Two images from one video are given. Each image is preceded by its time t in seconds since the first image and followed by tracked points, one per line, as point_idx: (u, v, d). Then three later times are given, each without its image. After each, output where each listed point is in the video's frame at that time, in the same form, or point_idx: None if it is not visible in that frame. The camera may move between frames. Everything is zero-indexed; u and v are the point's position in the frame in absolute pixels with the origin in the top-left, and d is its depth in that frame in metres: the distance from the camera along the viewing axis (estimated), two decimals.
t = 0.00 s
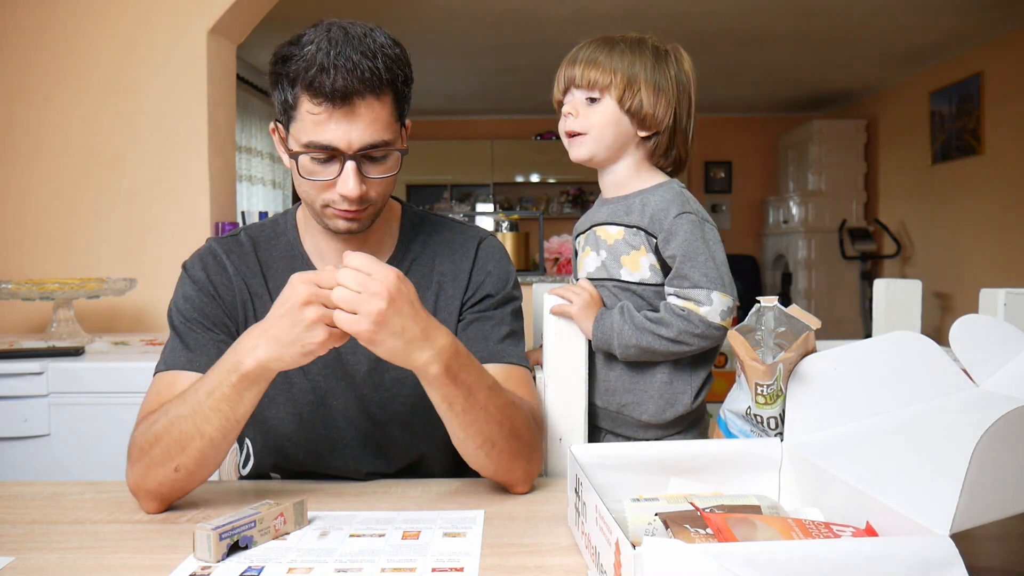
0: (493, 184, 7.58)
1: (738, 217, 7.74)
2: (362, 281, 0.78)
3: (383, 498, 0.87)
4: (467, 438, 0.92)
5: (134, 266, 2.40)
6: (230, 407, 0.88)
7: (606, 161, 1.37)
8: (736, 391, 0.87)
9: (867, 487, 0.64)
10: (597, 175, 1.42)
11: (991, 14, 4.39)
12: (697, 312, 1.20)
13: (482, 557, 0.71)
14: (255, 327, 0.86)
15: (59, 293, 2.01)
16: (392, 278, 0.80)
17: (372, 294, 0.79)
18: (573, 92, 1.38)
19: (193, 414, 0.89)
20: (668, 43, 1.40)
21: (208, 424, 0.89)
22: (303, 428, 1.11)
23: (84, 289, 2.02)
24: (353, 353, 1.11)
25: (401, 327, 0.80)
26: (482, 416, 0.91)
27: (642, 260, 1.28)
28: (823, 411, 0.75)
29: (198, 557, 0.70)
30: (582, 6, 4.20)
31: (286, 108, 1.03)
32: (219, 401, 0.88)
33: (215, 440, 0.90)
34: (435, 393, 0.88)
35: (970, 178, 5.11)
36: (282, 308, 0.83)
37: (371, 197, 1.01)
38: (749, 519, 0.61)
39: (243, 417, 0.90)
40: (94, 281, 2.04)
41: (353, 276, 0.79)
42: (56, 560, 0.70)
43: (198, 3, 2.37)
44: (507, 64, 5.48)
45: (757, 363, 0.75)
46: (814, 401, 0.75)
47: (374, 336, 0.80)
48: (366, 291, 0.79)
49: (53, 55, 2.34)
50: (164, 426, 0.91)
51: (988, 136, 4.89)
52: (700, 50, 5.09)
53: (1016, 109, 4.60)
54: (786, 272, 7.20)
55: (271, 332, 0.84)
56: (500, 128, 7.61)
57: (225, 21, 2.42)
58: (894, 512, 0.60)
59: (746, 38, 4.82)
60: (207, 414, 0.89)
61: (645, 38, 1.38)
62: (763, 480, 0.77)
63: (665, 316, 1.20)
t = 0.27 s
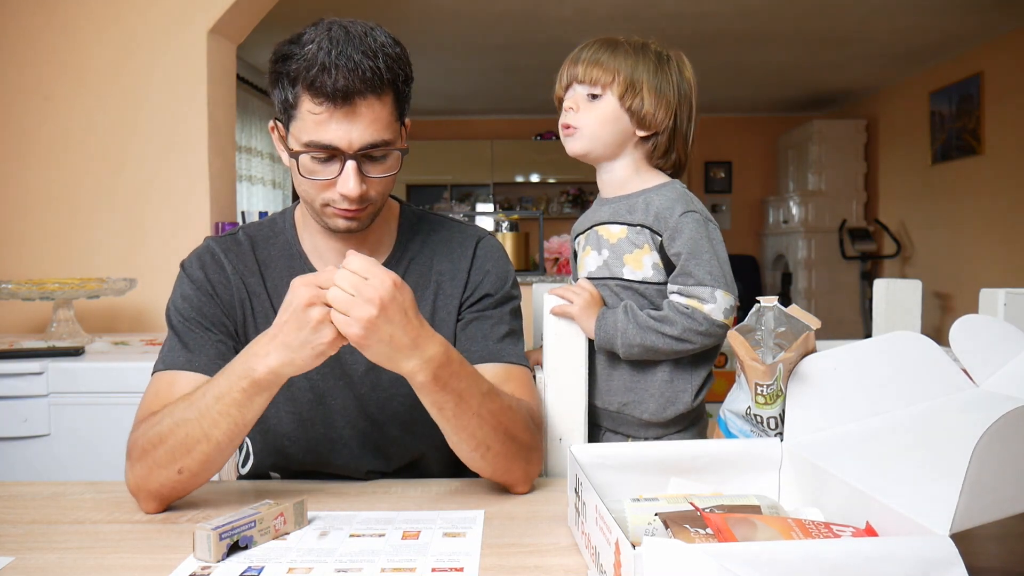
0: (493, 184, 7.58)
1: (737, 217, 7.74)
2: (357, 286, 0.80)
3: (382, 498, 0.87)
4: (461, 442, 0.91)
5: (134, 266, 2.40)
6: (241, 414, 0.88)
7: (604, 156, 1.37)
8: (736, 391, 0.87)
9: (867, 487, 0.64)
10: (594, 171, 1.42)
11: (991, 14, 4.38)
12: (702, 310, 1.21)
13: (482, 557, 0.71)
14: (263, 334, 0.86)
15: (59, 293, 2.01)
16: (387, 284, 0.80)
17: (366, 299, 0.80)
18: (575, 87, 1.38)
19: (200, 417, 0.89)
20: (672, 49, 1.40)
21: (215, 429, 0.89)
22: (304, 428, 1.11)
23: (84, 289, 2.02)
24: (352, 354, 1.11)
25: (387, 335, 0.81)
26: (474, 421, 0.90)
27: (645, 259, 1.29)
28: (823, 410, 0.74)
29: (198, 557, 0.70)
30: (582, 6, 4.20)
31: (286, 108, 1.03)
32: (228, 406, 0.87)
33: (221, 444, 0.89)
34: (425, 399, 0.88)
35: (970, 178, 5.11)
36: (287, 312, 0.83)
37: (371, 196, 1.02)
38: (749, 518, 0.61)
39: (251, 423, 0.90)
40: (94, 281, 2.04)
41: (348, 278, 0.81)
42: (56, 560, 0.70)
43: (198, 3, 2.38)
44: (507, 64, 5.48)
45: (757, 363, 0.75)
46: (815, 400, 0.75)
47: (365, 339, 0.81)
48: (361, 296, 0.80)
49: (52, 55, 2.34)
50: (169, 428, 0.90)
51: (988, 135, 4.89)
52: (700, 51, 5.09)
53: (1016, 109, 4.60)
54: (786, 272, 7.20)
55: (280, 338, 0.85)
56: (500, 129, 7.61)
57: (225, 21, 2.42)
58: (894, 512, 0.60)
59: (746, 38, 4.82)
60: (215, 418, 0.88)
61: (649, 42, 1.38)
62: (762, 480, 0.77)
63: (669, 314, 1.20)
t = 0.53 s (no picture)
0: (493, 184, 7.58)
1: (737, 217, 7.75)
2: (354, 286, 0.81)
3: (382, 499, 0.87)
4: (460, 443, 0.91)
5: (134, 266, 2.40)
6: (248, 417, 0.88)
7: (605, 159, 1.37)
8: (736, 391, 0.86)
9: (867, 486, 0.64)
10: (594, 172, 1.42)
11: (991, 14, 4.39)
12: (703, 311, 1.20)
13: (482, 556, 0.71)
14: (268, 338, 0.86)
15: (59, 293, 2.01)
16: (385, 287, 0.80)
17: (362, 301, 0.80)
18: (584, 88, 1.38)
19: (206, 419, 0.88)
20: (680, 55, 1.40)
21: (222, 431, 0.88)
22: (305, 428, 1.11)
23: (84, 289, 2.02)
24: (353, 355, 1.11)
25: (383, 339, 0.81)
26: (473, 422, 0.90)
27: (638, 262, 1.29)
28: (823, 409, 0.74)
29: (199, 557, 0.70)
30: (582, 6, 4.20)
31: (287, 107, 1.03)
32: (237, 408, 0.87)
33: (227, 446, 0.89)
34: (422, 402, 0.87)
35: (970, 178, 5.11)
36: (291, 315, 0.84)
37: (372, 196, 1.02)
38: (749, 518, 0.61)
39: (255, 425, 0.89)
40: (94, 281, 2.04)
41: (348, 280, 0.81)
42: (57, 559, 0.70)
43: (198, 3, 2.38)
44: (506, 64, 5.48)
45: (757, 363, 0.75)
46: (815, 401, 0.75)
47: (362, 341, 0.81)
48: (357, 297, 0.80)
49: (52, 55, 2.34)
50: (173, 428, 0.90)
51: (988, 135, 4.89)
52: (700, 51, 5.09)
53: (1016, 108, 4.60)
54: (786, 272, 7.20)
55: (288, 342, 0.85)
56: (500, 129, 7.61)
57: (225, 21, 2.42)
58: (894, 511, 0.60)
59: (745, 38, 4.82)
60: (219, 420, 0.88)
61: (659, 48, 1.38)
62: (762, 480, 0.77)
63: (670, 314, 1.21)
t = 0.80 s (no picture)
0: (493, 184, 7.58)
1: (737, 217, 7.75)
2: (365, 285, 0.78)
3: (382, 498, 0.87)
4: (474, 439, 0.91)
5: (134, 266, 2.40)
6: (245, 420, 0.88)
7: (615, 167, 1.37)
8: (735, 391, 0.86)
9: (867, 486, 0.64)
10: (602, 179, 1.43)
11: (991, 14, 4.38)
12: (702, 306, 1.20)
13: (482, 557, 0.71)
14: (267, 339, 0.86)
15: (59, 293, 2.01)
16: (397, 281, 0.78)
17: (378, 298, 0.78)
18: (590, 96, 1.38)
19: (206, 420, 0.88)
20: (686, 50, 1.40)
21: (222, 432, 0.88)
22: (307, 428, 1.10)
23: (84, 289, 2.02)
24: (355, 354, 1.11)
25: (410, 331, 0.80)
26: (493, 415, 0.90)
27: (637, 259, 1.28)
28: (824, 409, 0.74)
29: (198, 557, 0.70)
30: (582, 6, 4.20)
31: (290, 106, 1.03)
32: (235, 411, 0.87)
33: (223, 447, 0.89)
34: (447, 395, 0.87)
35: (970, 178, 5.11)
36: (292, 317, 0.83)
37: (375, 195, 1.01)
38: (749, 518, 0.61)
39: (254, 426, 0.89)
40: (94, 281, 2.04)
41: (359, 282, 0.79)
42: (57, 559, 0.70)
43: (198, 3, 2.38)
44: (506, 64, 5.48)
45: (757, 363, 0.75)
46: (816, 400, 0.75)
47: (386, 340, 0.80)
48: (372, 297, 0.78)
49: (52, 55, 2.34)
50: (171, 428, 0.90)
51: (988, 135, 4.89)
52: (700, 51, 5.09)
53: (1016, 108, 4.60)
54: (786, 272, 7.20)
55: (288, 345, 0.84)
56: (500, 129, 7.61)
57: (225, 20, 2.42)
58: (894, 511, 0.60)
59: (745, 38, 4.82)
60: (218, 420, 0.88)
61: (663, 44, 1.37)
62: (763, 480, 0.77)
63: (670, 310, 1.20)
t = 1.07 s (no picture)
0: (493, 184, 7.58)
1: (737, 217, 7.75)
2: (372, 284, 0.82)
3: (382, 498, 0.87)
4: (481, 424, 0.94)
5: (134, 266, 2.40)
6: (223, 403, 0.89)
7: (613, 166, 1.37)
8: (735, 391, 0.86)
9: (867, 487, 0.64)
10: (600, 178, 1.43)
11: (991, 14, 4.38)
12: (698, 302, 1.18)
13: (482, 557, 0.71)
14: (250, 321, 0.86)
15: (59, 293, 2.01)
16: (401, 272, 0.83)
17: (387, 291, 0.82)
18: (589, 95, 1.37)
19: (187, 409, 0.89)
20: (684, 51, 1.39)
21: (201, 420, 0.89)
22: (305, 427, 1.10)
23: (84, 289, 2.02)
24: (356, 351, 1.11)
25: (422, 316, 0.83)
26: (500, 404, 0.93)
27: (637, 257, 1.28)
28: (824, 409, 0.74)
29: (198, 557, 0.70)
30: (582, 6, 4.20)
31: (318, 92, 1.01)
32: (207, 395, 0.88)
33: (207, 433, 0.90)
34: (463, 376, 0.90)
35: (970, 178, 5.12)
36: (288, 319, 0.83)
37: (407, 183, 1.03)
38: (749, 519, 0.61)
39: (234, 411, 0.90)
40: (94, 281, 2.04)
41: (365, 283, 0.83)
42: (57, 559, 0.70)
43: (198, 3, 2.38)
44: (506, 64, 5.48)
45: (757, 363, 0.75)
46: (817, 401, 0.75)
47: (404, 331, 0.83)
48: (379, 292, 0.82)
49: (53, 55, 2.34)
50: (157, 422, 0.91)
51: (988, 135, 4.89)
52: (700, 51, 5.09)
53: (1016, 108, 4.60)
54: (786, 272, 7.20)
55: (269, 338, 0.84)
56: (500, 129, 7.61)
57: (225, 20, 2.42)
58: (894, 511, 0.60)
59: (745, 38, 4.82)
60: (200, 408, 0.89)
61: (662, 44, 1.37)
62: (764, 481, 0.77)
63: (665, 307, 1.19)
